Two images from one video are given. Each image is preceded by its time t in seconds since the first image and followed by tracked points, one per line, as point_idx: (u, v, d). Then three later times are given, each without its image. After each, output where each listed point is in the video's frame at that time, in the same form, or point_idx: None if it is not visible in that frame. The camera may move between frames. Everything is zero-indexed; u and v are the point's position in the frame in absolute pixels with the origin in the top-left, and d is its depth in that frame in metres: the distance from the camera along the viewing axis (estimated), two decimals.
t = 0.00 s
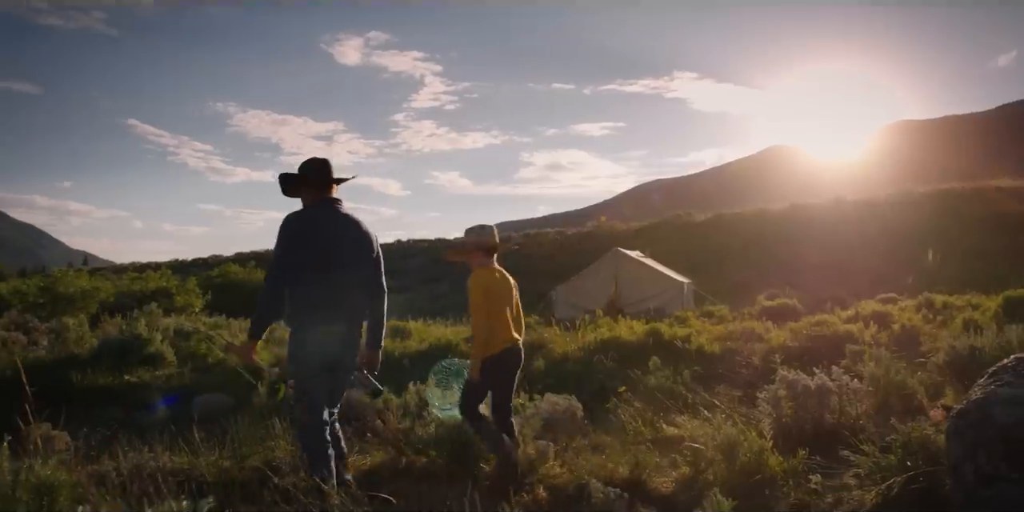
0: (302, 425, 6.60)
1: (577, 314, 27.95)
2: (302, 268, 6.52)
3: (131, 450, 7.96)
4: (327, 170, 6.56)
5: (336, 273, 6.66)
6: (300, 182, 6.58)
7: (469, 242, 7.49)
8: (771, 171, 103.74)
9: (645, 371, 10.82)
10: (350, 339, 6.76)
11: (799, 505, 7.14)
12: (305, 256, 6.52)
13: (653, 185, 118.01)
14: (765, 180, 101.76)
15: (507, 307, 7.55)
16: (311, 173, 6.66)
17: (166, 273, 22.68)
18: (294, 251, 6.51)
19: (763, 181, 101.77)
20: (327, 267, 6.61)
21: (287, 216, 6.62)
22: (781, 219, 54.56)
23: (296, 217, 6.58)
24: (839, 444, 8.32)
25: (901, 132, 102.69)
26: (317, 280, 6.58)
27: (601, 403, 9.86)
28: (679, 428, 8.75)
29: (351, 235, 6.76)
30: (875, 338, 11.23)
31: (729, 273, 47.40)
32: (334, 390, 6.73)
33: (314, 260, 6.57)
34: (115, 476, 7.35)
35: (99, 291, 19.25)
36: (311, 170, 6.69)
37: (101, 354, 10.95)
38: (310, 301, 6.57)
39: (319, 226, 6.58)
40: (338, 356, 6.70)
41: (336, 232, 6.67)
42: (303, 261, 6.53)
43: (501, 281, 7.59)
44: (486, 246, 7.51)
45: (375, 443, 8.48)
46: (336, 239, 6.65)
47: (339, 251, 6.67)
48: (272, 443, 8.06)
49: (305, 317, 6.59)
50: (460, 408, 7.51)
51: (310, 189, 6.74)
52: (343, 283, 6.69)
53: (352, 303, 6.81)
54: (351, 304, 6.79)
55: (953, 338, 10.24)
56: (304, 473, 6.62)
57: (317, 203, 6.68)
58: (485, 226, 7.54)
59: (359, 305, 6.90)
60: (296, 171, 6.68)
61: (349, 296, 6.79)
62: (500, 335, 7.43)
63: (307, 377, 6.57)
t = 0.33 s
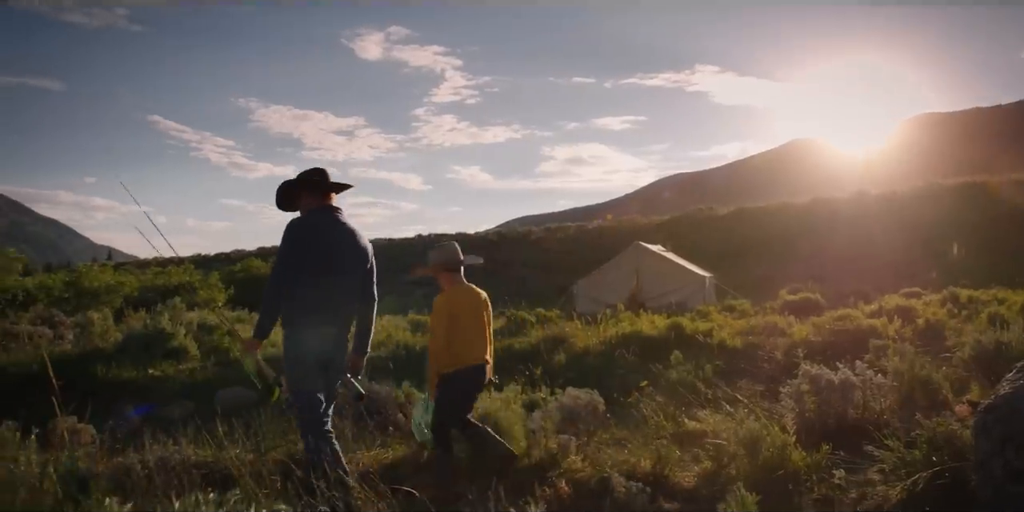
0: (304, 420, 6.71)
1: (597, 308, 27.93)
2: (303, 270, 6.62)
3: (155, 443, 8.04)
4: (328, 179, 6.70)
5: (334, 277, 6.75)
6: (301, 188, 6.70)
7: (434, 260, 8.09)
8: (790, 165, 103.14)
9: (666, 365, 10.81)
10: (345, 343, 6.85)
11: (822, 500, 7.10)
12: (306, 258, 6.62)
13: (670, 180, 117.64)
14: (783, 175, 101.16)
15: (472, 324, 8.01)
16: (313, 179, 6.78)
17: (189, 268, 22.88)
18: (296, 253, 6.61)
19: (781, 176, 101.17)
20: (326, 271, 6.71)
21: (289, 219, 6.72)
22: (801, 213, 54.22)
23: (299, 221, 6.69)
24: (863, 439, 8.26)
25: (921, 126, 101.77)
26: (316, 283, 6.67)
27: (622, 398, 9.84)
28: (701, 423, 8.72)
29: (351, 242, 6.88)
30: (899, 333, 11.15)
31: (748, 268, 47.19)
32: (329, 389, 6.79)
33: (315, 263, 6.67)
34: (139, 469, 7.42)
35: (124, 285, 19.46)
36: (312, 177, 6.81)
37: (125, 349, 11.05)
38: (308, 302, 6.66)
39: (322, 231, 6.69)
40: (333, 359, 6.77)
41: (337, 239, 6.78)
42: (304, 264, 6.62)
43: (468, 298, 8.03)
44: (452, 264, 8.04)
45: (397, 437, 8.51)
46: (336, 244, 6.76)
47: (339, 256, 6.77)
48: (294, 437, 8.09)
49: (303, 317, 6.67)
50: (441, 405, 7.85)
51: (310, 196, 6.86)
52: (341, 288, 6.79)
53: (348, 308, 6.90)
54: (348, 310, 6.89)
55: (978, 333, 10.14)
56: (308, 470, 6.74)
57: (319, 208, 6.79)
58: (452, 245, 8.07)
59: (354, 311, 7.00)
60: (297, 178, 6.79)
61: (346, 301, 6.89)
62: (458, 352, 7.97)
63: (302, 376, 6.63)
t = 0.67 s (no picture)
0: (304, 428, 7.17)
1: (617, 304, 27.86)
2: (304, 267, 6.96)
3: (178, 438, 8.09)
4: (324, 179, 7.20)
5: (331, 277, 7.11)
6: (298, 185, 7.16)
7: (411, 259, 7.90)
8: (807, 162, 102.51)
9: (686, 362, 10.77)
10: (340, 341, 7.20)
11: (844, 497, 7.05)
12: (308, 257, 6.95)
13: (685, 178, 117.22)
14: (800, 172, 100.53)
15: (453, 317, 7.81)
16: (310, 180, 7.25)
17: (209, 264, 23.01)
18: (296, 251, 6.95)
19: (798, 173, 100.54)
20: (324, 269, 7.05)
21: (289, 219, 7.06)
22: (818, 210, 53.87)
23: (299, 221, 7.04)
24: (885, 436, 8.21)
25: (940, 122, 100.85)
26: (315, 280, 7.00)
27: (642, 394, 9.82)
28: (721, 420, 8.68)
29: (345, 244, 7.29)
30: (922, 329, 11.07)
31: (765, 264, 46.94)
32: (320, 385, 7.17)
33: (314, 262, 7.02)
34: (163, 464, 7.47)
35: (145, 282, 19.61)
36: (309, 178, 7.27)
37: (147, 345, 11.14)
38: (307, 299, 6.96)
39: (319, 230, 7.05)
40: (329, 354, 7.10)
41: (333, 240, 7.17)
42: (304, 263, 6.96)
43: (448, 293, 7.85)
44: (432, 261, 7.87)
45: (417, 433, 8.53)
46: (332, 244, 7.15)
47: (335, 256, 7.15)
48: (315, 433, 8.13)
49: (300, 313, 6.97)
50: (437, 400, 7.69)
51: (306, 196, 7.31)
52: (338, 287, 7.13)
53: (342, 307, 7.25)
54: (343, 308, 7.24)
55: (1003, 329, 10.04)
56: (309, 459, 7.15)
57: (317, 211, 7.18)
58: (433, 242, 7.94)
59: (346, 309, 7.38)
60: (295, 177, 7.26)
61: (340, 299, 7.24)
62: (439, 347, 7.75)
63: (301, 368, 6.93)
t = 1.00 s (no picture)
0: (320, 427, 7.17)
1: (635, 300, 27.81)
2: (288, 273, 7.02)
3: (199, 433, 8.15)
4: (308, 183, 7.26)
5: (318, 279, 7.16)
6: (283, 189, 7.21)
7: (396, 266, 8.01)
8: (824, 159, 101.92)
9: (704, 358, 10.74)
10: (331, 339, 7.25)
11: (865, 495, 7.00)
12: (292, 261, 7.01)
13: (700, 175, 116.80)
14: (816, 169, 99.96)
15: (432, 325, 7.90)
16: (294, 184, 7.29)
17: (228, 261, 23.14)
18: (279, 259, 7.01)
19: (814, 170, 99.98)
20: (310, 273, 7.11)
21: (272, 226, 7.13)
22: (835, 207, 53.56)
23: (282, 228, 7.11)
24: (906, 433, 8.14)
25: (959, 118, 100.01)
26: (301, 284, 7.05)
27: (660, 390, 9.81)
28: (740, 417, 8.66)
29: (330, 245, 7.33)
30: (944, 325, 10.99)
31: (781, 261, 46.69)
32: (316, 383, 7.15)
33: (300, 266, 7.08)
34: (184, 459, 7.51)
35: (165, 279, 19.74)
36: (293, 184, 7.29)
37: (167, 341, 11.22)
38: (295, 302, 7.02)
39: (301, 236, 7.10)
40: (320, 353, 7.15)
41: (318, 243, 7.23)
42: (287, 269, 7.01)
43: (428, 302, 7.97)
44: (416, 270, 7.99)
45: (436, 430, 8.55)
46: (317, 247, 7.20)
47: (321, 258, 7.20)
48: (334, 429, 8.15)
49: (289, 317, 7.04)
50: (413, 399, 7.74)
51: (289, 201, 7.36)
52: (325, 288, 7.18)
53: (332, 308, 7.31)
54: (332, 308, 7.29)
55: None
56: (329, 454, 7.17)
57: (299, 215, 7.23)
58: (418, 252, 8.06)
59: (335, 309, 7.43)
60: (278, 182, 7.30)
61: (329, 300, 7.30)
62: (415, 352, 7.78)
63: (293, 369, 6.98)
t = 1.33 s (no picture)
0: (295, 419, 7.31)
1: (654, 298, 27.75)
2: (264, 275, 7.12)
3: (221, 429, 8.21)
4: (285, 184, 7.30)
5: (295, 280, 7.23)
6: (260, 191, 7.28)
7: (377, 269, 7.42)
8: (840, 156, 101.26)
9: (724, 356, 10.69)
10: (311, 338, 7.31)
11: (888, 493, 6.95)
12: (266, 264, 7.10)
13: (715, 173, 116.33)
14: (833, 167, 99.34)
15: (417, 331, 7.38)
16: (273, 185, 7.34)
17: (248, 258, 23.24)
18: (255, 262, 7.11)
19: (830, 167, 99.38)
20: (286, 274, 7.19)
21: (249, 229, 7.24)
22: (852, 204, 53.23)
23: (257, 231, 7.21)
24: (930, 431, 8.07)
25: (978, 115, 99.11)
26: (276, 286, 7.14)
27: (679, 388, 9.78)
28: (760, 415, 8.61)
29: (308, 244, 7.36)
30: (968, 323, 10.89)
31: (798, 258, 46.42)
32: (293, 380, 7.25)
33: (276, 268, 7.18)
34: (205, 456, 7.57)
35: (186, 276, 19.85)
36: (272, 185, 7.34)
37: (187, 338, 11.29)
38: (270, 304, 7.12)
39: (276, 239, 7.18)
40: (299, 352, 7.22)
41: (295, 244, 7.28)
42: (264, 272, 7.12)
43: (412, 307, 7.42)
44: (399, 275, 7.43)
45: (455, 427, 8.56)
46: (293, 247, 7.25)
47: (297, 259, 7.26)
48: (354, 426, 8.19)
49: (267, 319, 7.15)
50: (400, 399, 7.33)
51: (270, 202, 7.43)
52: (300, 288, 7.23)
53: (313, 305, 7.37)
54: (311, 307, 7.34)
55: None
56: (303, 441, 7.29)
57: (275, 216, 7.29)
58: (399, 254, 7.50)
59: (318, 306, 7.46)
60: (257, 183, 7.37)
61: (308, 298, 7.35)
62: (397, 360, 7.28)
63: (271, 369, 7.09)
